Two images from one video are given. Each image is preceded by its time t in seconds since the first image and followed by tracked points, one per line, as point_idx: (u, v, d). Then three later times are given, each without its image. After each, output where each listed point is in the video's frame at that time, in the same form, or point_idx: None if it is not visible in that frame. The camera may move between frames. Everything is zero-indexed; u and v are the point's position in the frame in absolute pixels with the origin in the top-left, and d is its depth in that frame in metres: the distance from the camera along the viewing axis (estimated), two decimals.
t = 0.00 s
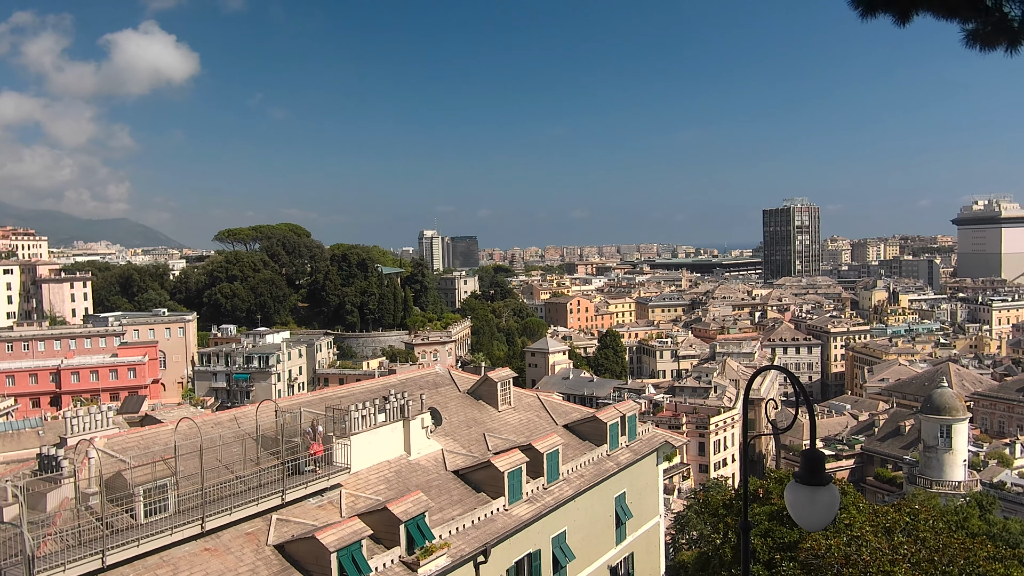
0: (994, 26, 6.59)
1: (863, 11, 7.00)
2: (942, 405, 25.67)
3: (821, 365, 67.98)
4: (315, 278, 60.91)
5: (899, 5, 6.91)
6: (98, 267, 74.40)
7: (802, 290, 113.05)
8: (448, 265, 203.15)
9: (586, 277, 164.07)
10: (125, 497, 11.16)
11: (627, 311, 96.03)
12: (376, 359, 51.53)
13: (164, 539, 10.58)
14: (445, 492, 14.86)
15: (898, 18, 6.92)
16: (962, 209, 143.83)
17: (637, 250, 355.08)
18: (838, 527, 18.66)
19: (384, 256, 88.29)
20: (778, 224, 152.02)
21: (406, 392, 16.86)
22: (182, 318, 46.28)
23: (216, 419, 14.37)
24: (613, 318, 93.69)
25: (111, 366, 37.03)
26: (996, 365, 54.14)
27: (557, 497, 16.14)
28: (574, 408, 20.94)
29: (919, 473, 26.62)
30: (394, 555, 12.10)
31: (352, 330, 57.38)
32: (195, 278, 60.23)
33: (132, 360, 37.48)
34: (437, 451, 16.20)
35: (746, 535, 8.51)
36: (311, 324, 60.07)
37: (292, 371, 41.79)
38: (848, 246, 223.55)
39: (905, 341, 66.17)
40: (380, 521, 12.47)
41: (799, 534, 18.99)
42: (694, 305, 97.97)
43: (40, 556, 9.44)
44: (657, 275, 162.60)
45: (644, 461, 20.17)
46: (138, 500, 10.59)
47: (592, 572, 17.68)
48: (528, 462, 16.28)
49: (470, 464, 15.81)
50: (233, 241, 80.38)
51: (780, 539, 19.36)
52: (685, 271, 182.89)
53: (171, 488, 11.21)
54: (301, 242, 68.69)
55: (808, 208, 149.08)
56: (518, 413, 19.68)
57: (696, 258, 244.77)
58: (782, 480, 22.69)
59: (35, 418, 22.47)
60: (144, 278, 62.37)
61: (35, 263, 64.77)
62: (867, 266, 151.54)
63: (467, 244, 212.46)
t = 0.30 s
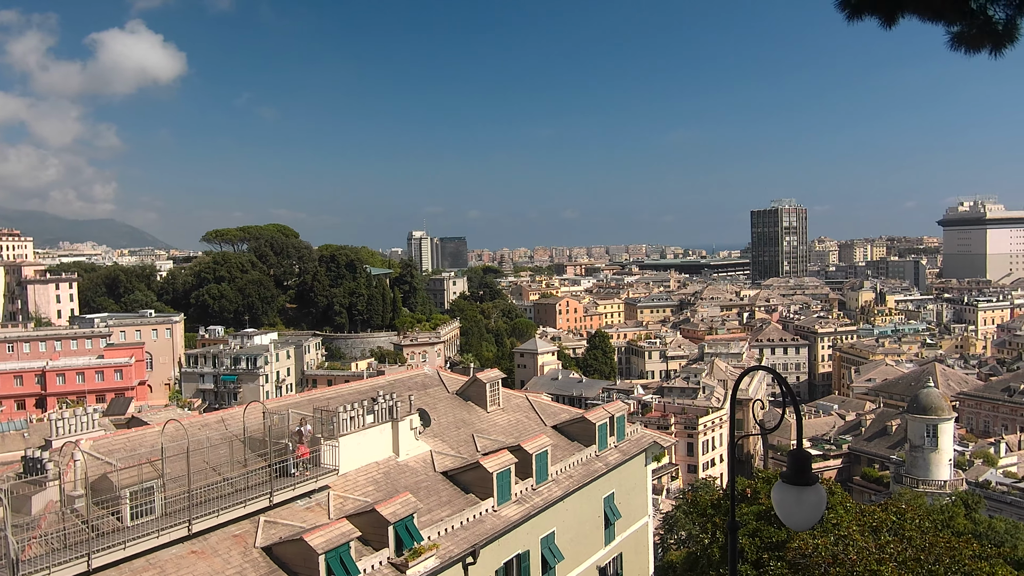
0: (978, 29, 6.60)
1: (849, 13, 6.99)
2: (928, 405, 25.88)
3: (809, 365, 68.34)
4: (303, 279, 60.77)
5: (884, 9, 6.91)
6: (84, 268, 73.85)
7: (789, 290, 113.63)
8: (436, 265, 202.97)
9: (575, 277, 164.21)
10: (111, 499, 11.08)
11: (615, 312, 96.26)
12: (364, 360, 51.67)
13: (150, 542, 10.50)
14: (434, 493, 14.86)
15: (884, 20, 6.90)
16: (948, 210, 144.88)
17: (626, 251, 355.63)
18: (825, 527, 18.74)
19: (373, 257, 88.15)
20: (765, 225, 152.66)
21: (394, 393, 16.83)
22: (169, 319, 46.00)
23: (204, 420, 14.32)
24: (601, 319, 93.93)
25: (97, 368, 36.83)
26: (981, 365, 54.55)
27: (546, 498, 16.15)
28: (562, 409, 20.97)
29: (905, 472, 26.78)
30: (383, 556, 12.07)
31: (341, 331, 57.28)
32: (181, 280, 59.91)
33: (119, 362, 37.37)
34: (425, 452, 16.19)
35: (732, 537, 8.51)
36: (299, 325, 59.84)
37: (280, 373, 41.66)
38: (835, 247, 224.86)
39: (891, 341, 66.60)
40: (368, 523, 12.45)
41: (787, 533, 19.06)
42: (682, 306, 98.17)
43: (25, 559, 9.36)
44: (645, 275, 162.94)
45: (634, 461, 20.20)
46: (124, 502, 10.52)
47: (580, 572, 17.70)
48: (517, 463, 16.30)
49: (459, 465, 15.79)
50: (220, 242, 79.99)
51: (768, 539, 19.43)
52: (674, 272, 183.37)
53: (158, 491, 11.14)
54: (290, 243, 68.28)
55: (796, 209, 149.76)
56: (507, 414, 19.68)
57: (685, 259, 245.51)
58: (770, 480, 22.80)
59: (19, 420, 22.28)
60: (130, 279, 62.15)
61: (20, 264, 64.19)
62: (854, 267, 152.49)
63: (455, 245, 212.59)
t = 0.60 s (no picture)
0: (961, 31, 6.65)
1: (834, 15, 7.07)
2: (913, 404, 26.11)
3: (794, 365, 68.72)
4: (289, 280, 60.44)
5: (869, 10, 6.95)
6: (67, 269, 73.17)
7: (775, 291, 114.22)
8: (424, 266, 202.51)
9: (563, 278, 164.34)
10: (94, 502, 10.98)
11: (603, 312, 96.45)
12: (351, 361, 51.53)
13: (135, 545, 10.43)
14: (421, 494, 14.82)
15: (869, 22, 6.96)
16: (931, 211, 146.12)
17: (614, 251, 356.46)
18: (810, 525, 18.86)
19: (360, 257, 87.96)
20: (751, 226, 153.38)
21: (381, 394, 16.78)
22: (154, 321, 45.69)
23: (189, 422, 14.21)
24: (589, 319, 94.09)
25: (81, 370, 36.44)
26: (964, 364, 55.03)
27: (533, 498, 16.14)
28: (549, 409, 20.98)
29: (890, 471, 26.98)
30: (370, 557, 12.02)
31: (328, 332, 57.08)
32: (167, 281, 59.46)
33: (103, 363, 37.03)
34: (412, 453, 16.16)
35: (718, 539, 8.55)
36: (285, 326, 59.50)
37: (267, 374, 41.43)
38: (821, 247, 226.33)
39: (876, 340, 67.08)
40: (356, 524, 12.40)
41: (773, 533, 19.15)
42: (669, 306, 98.43)
43: (7, 564, 9.26)
44: (632, 276, 163.20)
45: (621, 461, 20.24)
46: (108, 505, 10.44)
47: (568, 573, 17.71)
48: (504, 463, 16.29)
49: (446, 466, 15.77)
50: (205, 243, 79.49)
51: (755, 538, 19.51)
52: (661, 272, 183.95)
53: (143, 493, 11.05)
54: (276, 243, 67.91)
55: (782, 210, 150.50)
56: (494, 414, 19.67)
57: (672, 259, 246.32)
58: (756, 480, 22.91)
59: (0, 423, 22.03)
60: (115, 280, 61.63)
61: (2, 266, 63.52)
62: (839, 267, 153.54)
63: (443, 246, 212.46)
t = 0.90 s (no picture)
0: (942, 35, 6.74)
1: (817, 18, 7.07)
2: (895, 405, 26.35)
3: (779, 366, 69.11)
4: (274, 281, 60.11)
5: (853, 12, 6.95)
6: (50, 270, 72.51)
7: (760, 292, 114.86)
8: (410, 267, 202.15)
9: (549, 279, 164.50)
10: (76, 505, 10.87)
11: (589, 313, 96.62)
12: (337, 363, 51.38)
13: (117, 548, 10.34)
14: (407, 496, 14.78)
15: (852, 26, 6.96)
16: (914, 213, 147.46)
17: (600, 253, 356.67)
18: (795, 526, 18.94)
19: (345, 258, 87.70)
20: (736, 228, 154.17)
21: (366, 396, 16.72)
22: (137, 322, 45.39)
23: (172, 424, 14.10)
24: (575, 321, 94.26)
25: (63, 372, 36.10)
26: (946, 365, 55.58)
27: (519, 500, 16.13)
28: (535, 410, 20.98)
29: (874, 471, 27.19)
30: (355, 560, 11.97)
31: (313, 333, 56.84)
32: (150, 281, 59.01)
33: (85, 365, 36.73)
34: (398, 455, 16.11)
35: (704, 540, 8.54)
36: (270, 328, 59.11)
37: (251, 375, 41.19)
38: (805, 249, 227.90)
39: (859, 341, 67.59)
40: (340, 526, 12.35)
41: (758, 533, 19.22)
42: (655, 307, 98.74)
43: None
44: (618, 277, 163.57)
45: (606, 462, 20.28)
46: (90, 508, 10.34)
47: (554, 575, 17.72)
48: (490, 465, 16.29)
49: (432, 468, 15.75)
50: (189, 243, 78.97)
51: (739, 539, 19.59)
52: (647, 274, 184.58)
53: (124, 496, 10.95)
54: (262, 244, 67.49)
55: (767, 212, 151.40)
56: (480, 416, 19.66)
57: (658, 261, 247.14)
58: (740, 480, 23.02)
59: None
60: (97, 281, 61.12)
61: None
62: (823, 269, 154.55)
63: (429, 247, 212.25)
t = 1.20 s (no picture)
0: (930, 37, 6.78)
1: (806, 20, 7.12)
2: (884, 405, 26.52)
3: (769, 366, 69.36)
4: (265, 281, 59.89)
5: (843, 15, 6.99)
6: (38, 270, 72.02)
7: (750, 293, 115.28)
8: (401, 268, 202.01)
9: (540, 280, 164.60)
10: (64, 507, 10.81)
11: (580, 314, 96.76)
12: (327, 363, 51.32)
13: (106, 550, 10.28)
14: (397, 496, 14.76)
15: (841, 27, 7.01)
16: (903, 214, 148.29)
17: (592, 253, 357.38)
18: (785, 525, 19.02)
19: (336, 258, 87.53)
20: (726, 228, 154.65)
21: (357, 396, 16.68)
22: (127, 323, 45.19)
23: (161, 425, 14.03)
24: (566, 321, 94.40)
25: (51, 372, 35.89)
26: (935, 365, 55.92)
27: (510, 500, 16.11)
28: (526, 411, 20.99)
29: (863, 471, 27.32)
30: (345, 560, 11.96)
31: (303, 333, 56.69)
32: (139, 281, 58.73)
33: (74, 365, 36.53)
34: (388, 455, 16.09)
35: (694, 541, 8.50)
36: (260, 328, 58.94)
37: (241, 376, 41.03)
38: (795, 250, 228.87)
39: (849, 342, 67.91)
40: (331, 528, 12.31)
41: (748, 533, 19.29)
42: (645, 308, 98.98)
43: None
44: (609, 277, 163.75)
45: (597, 463, 20.30)
46: (78, 509, 10.28)
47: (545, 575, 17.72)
48: (481, 465, 16.29)
49: (422, 468, 15.73)
50: (179, 243, 78.61)
51: (729, 539, 19.67)
52: (638, 274, 184.96)
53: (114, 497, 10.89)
54: (252, 244, 67.19)
55: (757, 213, 151.98)
56: (471, 416, 19.64)
57: (649, 262, 247.78)
58: (731, 480, 23.10)
59: None
60: (86, 281, 60.80)
61: None
62: (813, 270, 155.17)
63: (420, 247, 211.86)
